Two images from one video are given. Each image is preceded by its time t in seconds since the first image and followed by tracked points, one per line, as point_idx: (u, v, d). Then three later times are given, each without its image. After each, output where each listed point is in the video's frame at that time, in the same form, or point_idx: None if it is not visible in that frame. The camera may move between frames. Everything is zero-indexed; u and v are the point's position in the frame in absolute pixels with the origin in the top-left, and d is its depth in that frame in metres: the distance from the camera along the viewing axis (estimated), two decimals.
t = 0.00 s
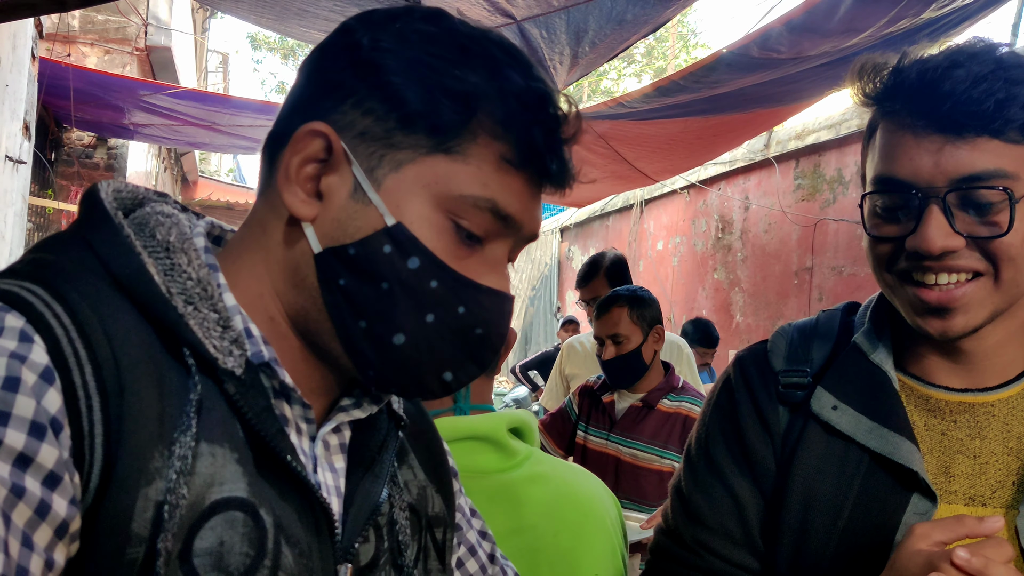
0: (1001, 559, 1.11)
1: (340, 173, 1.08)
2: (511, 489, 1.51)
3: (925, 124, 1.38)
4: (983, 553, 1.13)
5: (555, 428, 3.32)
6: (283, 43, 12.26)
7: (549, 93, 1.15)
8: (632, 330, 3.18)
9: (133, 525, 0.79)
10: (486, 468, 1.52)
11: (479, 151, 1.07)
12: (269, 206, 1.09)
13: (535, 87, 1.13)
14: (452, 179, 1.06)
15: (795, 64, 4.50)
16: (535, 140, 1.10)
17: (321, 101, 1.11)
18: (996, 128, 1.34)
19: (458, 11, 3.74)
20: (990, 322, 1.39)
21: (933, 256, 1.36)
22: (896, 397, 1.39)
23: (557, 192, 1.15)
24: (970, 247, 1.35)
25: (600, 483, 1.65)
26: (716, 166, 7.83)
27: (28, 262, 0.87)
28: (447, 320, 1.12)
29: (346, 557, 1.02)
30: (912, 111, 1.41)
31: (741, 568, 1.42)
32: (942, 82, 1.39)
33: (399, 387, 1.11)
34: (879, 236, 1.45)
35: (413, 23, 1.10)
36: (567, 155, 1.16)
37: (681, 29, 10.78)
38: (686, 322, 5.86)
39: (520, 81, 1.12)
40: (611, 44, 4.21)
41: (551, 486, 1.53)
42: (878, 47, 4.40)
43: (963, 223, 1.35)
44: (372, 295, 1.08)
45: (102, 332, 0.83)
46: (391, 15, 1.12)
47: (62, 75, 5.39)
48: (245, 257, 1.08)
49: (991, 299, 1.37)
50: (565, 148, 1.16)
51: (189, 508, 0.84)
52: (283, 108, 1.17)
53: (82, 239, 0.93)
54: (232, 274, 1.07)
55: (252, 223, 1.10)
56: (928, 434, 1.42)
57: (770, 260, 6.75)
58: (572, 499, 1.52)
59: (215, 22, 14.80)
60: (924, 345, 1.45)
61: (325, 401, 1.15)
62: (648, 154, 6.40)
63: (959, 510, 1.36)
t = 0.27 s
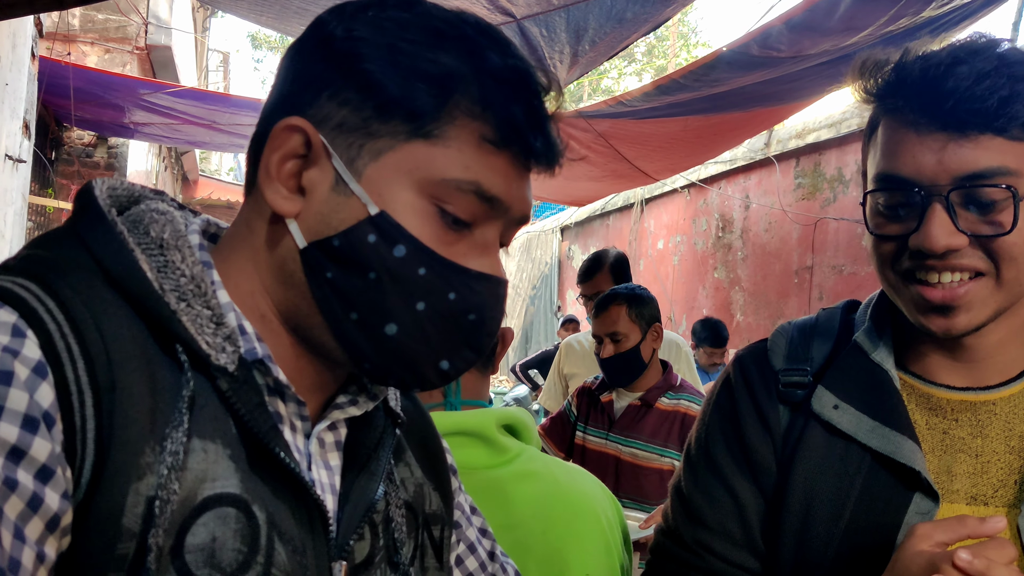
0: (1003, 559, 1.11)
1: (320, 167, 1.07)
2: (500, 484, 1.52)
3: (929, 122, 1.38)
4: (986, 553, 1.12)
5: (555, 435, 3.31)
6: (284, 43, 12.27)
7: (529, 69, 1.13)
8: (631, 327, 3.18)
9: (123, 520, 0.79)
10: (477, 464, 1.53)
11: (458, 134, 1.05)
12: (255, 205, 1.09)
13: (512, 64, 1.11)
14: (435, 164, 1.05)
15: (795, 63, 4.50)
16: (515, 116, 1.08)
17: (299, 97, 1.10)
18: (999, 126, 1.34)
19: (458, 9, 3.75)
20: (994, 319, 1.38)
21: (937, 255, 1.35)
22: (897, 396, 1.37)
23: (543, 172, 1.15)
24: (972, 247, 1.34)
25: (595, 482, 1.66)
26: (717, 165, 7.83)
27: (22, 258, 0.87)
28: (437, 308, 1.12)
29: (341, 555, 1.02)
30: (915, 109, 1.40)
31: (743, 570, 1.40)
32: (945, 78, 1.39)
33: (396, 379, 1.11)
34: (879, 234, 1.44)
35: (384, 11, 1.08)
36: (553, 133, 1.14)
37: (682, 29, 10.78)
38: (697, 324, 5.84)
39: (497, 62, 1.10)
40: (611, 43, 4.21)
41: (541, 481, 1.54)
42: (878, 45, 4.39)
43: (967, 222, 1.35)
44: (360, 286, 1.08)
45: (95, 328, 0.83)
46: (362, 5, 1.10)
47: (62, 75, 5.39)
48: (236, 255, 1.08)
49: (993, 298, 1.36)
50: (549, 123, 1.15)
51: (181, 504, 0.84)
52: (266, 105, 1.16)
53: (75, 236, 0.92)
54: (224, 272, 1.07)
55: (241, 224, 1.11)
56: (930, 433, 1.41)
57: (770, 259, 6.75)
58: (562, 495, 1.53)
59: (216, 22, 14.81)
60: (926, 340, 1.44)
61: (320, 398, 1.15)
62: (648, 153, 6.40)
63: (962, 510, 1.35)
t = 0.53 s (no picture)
0: (999, 558, 1.11)
1: (304, 168, 1.07)
2: (485, 480, 1.53)
3: (922, 120, 1.37)
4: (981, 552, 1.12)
5: (551, 431, 3.31)
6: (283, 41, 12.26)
7: (513, 61, 1.12)
8: (619, 326, 3.20)
9: (108, 521, 0.79)
10: (461, 459, 1.55)
11: (442, 129, 1.05)
12: (240, 207, 1.09)
13: (496, 56, 1.10)
14: (419, 161, 1.04)
15: (793, 60, 4.49)
16: (496, 108, 1.07)
17: (282, 97, 1.09)
18: (992, 122, 1.33)
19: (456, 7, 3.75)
20: (989, 318, 1.38)
21: (929, 253, 1.33)
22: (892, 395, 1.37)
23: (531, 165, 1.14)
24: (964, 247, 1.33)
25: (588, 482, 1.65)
26: (715, 163, 7.82)
27: (10, 257, 0.87)
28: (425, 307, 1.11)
29: (331, 556, 1.02)
30: (908, 108, 1.39)
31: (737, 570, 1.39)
32: (937, 76, 1.38)
33: (387, 378, 1.11)
34: (872, 232, 1.44)
35: (364, 7, 1.07)
36: (540, 126, 1.14)
37: (681, 27, 10.77)
38: (710, 319, 5.85)
39: (480, 54, 1.09)
40: (609, 41, 4.20)
41: (527, 479, 1.53)
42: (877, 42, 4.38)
43: (960, 221, 1.33)
44: (346, 285, 1.08)
45: (83, 328, 0.83)
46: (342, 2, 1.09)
47: (60, 73, 5.38)
48: (223, 256, 1.08)
49: (985, 300, 1.34)
50: (537, 116, 1.14)
51: (168, 505, 0.84)
52: (251, 106, 1.16)
53: (63, 236, 0.92)
54: (212, 272, 1.07)
55: (228, 226, 1.11)
56: (926, 432, 1.40)
57: (769, 257, 6.74)
58: (549, 493, 1.52)
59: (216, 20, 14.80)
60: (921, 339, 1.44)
61: (311, 399, 1.14)
62: (647, 151, 6.40)
63: (958, 509, 1.34)
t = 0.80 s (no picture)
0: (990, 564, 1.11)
1: (293, 178, 1.06)
2: (478, 478, 1.53)
3: (913, 125, 1.36)
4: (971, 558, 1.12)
5: (550, 432, 3.31)
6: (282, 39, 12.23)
7: (502, 67, 1.11)
8: (619, 326, 3.19)
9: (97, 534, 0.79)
10: (457, 457, 1.55)
11: (430, 139, 1.04)
12: (229, 218, 1.09)
13: (484, 63, 1.09)
14: (407, 171, 1.04)
15: (791, 59, 4.49)
16: (486, 118, 1.06)
17: (269, 106, 1.08)
18: (981, 125, 1.33)
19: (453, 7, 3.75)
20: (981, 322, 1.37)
21: (919, 257, 1.33)
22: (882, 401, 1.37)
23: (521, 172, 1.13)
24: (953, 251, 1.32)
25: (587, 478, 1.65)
26: (714, 161, 7.81)
27: None
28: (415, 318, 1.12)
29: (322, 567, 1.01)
30: (899, 114, 1.38)
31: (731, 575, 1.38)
32: (925, 80, 1.37)
33: (378, 387, 1.12)
34: (862, 237, 1.42)
35: (351, 14, 1.06)
36: (531, 133, 1.13)
37: (681, 24, 10.75)
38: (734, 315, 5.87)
39: (468, 60, 1.08)
40: (607, 40, 4.20)
41: (520, 479, 1.54)
42: (875, 40, 4.37)
43: (945, 226, 1.32)
44: (336, 296, 1.08)
45: (71, 340, 0.83)
46: (328, 9, 1.08)
47: (57, 74, 5.37)
48: (213, 264, 1.08)
49: (976, 305, 1.34)
50: (527, 123, 1.14)
51: (158, 517, 0.84)
52: (238, 112, 1.15)
53: (51, 247, 0.92)
54: (202, 281, 1.07)
55: (217, 235, 1.10)
56: (918, 435, 1.40)
57: (768, 255, 6.74)
58: (542, 492, 1.52)
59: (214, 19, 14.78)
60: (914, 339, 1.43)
61: (302, 408, 1.14)
62: (645, 149, 6.39)
63: (951, 513, 1.34)
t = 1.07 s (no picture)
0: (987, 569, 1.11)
1: (294, 187, 1.07)
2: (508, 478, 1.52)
3: (913, 109, 1.37)
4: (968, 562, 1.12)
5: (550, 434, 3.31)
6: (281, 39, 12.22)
7: (502, 72, 1.11)
8: (626, 327, 3.16)
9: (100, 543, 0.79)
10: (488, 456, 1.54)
11: (430, 146, 1.04)
12: (230, 226, 1.09)
13: (483, 69, 1.09)
14: (408, 179, 1.03)
15: (791, 57, 4.48)
16: (488, 125, 1.06)
17: (268, 115, 1.08)
18: (981, 108, 1.34)
19: (452, 6, 3.75)
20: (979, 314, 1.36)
21: (926, 237, 1.31)
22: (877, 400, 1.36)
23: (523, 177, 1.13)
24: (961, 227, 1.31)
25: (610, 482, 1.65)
26: (714, 159, 7.81)
27: None
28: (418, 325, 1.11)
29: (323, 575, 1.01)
30: (900, 100, 1.39)
31: None
32: (924, 67, 1.39)
33: (380, 396, 1.11)
34: (864, 223, 1.41)
35: (351, 21, 1.07)
36: (532, 138, 1.13)
37: (680, 22, 10.75)
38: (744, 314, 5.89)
39: (467, 66, 1.08)
40: (606, 39, 4.19)
41: (550, 479, 1.53)
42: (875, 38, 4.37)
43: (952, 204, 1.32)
44: (337, 305, 1.07)
45: (74, 349, 0.83)
46: (329, 16, 1.09)
47: (56, 74, 5.37)
48: (213, 272, 1.08)
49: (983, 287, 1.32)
50: (529, 129, 1.13)
51: (161, 525, 0.84)
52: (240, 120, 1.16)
53: (55, 254, 0.92)
54: (203, 288, 1.07)
55: (218, 243, 1.10)
56: (915, 437, 1.40)
57: (768, 253, 6.74)
58: (572, 496, 1.52)
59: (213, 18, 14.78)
60: (910, 340, 1.43)
61: (305, 415, 1.15)
62: (645, 148, 6.39)
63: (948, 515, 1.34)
